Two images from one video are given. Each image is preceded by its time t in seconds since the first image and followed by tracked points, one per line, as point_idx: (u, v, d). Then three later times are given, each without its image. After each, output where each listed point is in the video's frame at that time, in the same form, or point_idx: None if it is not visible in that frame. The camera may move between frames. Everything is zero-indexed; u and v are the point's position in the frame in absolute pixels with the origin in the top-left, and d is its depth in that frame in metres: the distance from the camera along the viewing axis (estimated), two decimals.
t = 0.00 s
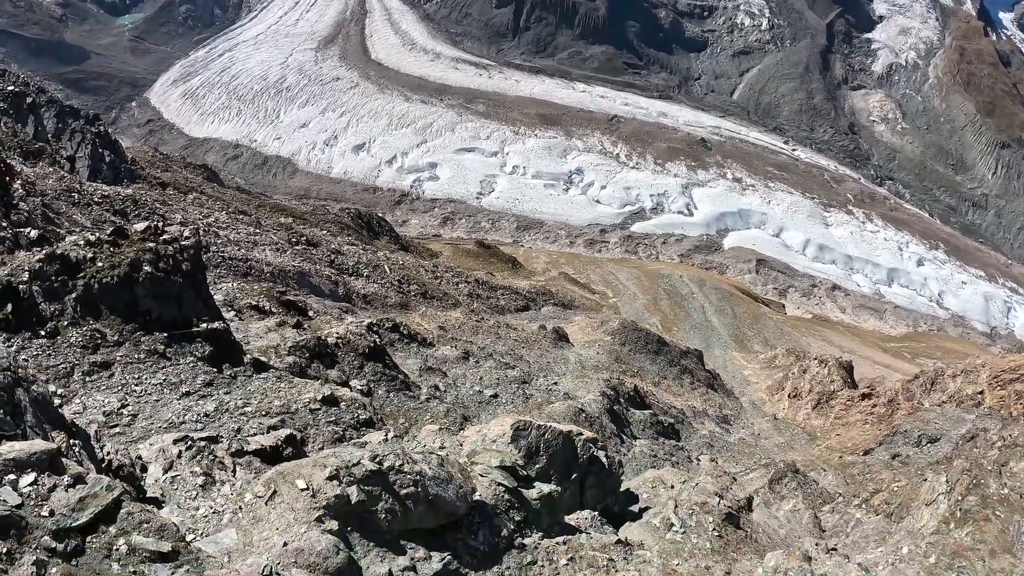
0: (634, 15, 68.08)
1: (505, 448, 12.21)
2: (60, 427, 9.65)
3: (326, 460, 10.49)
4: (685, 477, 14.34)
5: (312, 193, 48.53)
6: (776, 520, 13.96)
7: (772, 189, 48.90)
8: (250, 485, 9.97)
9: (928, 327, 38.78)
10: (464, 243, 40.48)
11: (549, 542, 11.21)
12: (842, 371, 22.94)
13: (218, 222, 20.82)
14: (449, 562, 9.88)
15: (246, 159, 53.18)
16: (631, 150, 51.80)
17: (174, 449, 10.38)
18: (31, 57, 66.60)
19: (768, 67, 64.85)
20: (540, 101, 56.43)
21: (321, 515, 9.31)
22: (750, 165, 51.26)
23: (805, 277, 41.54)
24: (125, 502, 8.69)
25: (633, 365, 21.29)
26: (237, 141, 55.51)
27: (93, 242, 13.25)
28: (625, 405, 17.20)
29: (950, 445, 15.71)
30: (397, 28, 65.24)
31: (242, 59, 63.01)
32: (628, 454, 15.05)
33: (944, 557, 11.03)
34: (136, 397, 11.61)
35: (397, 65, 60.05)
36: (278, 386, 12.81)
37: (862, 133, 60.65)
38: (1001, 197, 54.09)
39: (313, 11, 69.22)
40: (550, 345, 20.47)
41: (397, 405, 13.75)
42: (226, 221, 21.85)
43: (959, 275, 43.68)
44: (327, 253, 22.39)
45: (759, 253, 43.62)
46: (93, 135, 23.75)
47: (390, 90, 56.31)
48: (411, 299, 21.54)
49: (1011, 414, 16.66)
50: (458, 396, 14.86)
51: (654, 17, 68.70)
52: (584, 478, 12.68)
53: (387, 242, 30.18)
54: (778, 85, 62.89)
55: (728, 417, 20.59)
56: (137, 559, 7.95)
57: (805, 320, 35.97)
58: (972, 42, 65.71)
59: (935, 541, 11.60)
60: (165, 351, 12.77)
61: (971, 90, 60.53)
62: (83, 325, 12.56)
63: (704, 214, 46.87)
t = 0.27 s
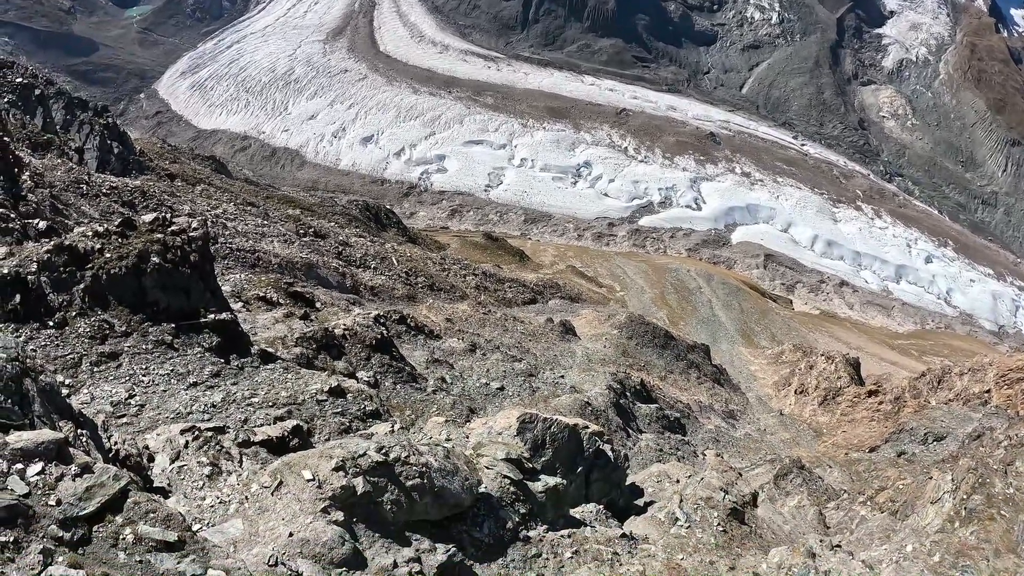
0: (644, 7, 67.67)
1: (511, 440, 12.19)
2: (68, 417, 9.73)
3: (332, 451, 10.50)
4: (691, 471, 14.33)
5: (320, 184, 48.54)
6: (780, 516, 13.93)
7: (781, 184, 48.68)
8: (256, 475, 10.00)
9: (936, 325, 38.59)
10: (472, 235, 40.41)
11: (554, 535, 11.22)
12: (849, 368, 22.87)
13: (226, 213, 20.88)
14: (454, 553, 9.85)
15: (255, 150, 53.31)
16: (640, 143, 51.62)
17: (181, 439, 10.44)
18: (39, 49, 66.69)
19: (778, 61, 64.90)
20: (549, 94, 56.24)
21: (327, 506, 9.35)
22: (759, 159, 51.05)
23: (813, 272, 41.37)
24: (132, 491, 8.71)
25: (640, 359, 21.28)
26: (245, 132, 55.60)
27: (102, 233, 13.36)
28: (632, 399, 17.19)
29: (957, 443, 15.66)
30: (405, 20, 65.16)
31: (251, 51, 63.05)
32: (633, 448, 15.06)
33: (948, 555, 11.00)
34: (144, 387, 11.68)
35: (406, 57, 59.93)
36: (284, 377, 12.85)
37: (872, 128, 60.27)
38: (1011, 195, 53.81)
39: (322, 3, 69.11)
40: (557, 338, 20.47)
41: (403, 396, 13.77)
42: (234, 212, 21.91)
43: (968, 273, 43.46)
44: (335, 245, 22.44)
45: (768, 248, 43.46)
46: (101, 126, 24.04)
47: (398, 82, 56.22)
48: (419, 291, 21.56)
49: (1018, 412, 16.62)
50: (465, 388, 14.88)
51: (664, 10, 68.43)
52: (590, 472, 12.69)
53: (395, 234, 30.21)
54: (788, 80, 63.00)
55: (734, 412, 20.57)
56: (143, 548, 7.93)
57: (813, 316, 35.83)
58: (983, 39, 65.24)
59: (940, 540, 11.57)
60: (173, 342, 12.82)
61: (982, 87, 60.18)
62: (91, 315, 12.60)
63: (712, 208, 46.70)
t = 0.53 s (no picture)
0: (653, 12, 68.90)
1: (519, 443, 12.24)
2: (77, 415, 9.80)
3: (339, 452, 10.52)
4: (697, 476, 14.29)
5: (329, 185, 48.67)
6: (787, 521, 13.88)
7: (790, 189, 48.56)
8: (263, 475, 10.00)
9: (945, 330, 38.36)
10: (481, 237, 40.38)
11: (560, 538, 11.18)
12: (857, 373, 22.77)
13: (235, 214, 20.98)
14: (460, 555, 9.86)
15: (264, 151, 53.56)
16: (649, 146, 51.58)
17: (188, 439, 10.47)
18: (49, 50, 66.86)
19: (786, 65, 64.95)
20: (558, 96, 56.23)
21: (333, 507, 9.35)
22: (767, 163, 50.95)
23: (822, 277, 41.22)
24: (139, 489, 8.78)
25: (648, 363, 21.24)
26: (254, 134, 55.85)
27: (111, 233, 13.38)
28: (639, 403, 17.15)
29: (965, 450, 15.58)
30: (415, 23, 65.40)
31: (260, 52, 63.32)
32: (640, 452, 15.03)
33: (955, 562, 11.09)
34: (152, 386, 11.72)
35: (416, 59, 60.05)
36: (292, 378, 12.86)
37: (881, 133, 60.04)
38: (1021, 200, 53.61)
39: (332, 5, 69.32)
40: (565, 341, 20.44)
41: (410, 398, 13.78)
42: (243, 213, 21.99)
43: (977, 278, 43.23)
44: (343, 246, 22.48)
45: (776, 252, 43.31)
46: (112, 127, 24.10)
47: (407, 84, 56.33)
48: (427, 293, 21.58)
49: None
50: (472, 391, 14.88)
51: (673, 13, 69.62)
52: (596, 475, 12.67)
53: (403, 236, 30.27)
54: (797, 83, 62.94)
55: (742, 417, 20.51)
56: (149, 546, 7.97)
57: (821, 320, 35.70)
58: (993, 43, 64.95)
59: (947, 547, 11.56)
60: (181, 341, 12.86)
61: (991, 91, 60.07)
62: (100, 314, 12.67)
63: (721, 212, 46.68)
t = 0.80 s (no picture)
0: (663, 19, 68.49)
1: (526, 449, 12.17)
2: (85, 414, 9.86)
3: (346, 456, 10.53)
4: (705, 484, 14.23)
5: (340, 190, 48.92)
6: (794, 531, 13.80)
7: (801, 197, 48.40)
8: (270, 477, 10.03)
9: (954, 340, 38.11)
10: (491, 243, 40.43)
11: (565, 545, 11.13)
12: (866, 383, 22.65)
13: (246, 217, 21.08)
14: (465, 561, 9.86)
15: (275, 155, 53.94)
16: (659, 154, 51.55)
17: (196, 440, 10.50)
18: (63, 51, 67.44)
19: (797, 73, 64.74)
20: (568, 103, 56.30)
21: (340, 510, 9.37)
22: (778, 171, 50.83)
23: (831, 286, 41.08)
24: (146, 489, 8.82)
25: (656, 371, 21.20)
26: (266, 137, 56.25)
27: (122, 234, 13.40)
28: (647, 410, 17.10)
29: (974, 461, 15.45)
30: (426, 28, 65.58)
31: (273, 56, 63.66)
32: (647, 459, 14.98)
33: None
34: (160, 387, 11.79)
35: (428, 65, 60.23)
36: (300, 381, 12.89)
37: (892, 141, 59.79)
38: None
39: (344, 10, 69.64)
40: (574, 348, 20.41)
41: (418, 403, 13.79)
42: (254, 216, 22.09)
43: (987, 288, 43.00)
44: (353, 250, 22.54)
45: (786, 261, 43.21)
46: (124, 128, 24.20)
47: (418, 90, 56.56)
48: (436, 299, 21.61)
49: None
50: (480, 396, 14.88)
51: (684, 20, 69.50)
52: (603, 482, 12.61)
53: (413, 241, 30.35)
54: (808, 91, 62.80)
55: (750, 426, 20.43)
56: (156, 545, 8.02)
57: (830, 330, 35.56)
58: (1006, 51, 64.61)
59: (954, 559, 11.56)
60: (190, 343, 12.91)
61: (1003, 100, 59.62)
62: (110, 315, 12.75)
63: (730, 220, 46.62)
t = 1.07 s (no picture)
0: (678, 32, 68.37)
1: (534, 461, 12.16)
2: (96, 414, 9.94)
3: (355, 463, 10.52)
4: (713, 499, 14.14)
5: (353, 199, 49.26)
6: (803, 549, 13.67)
7: (814, 213, 48.16)
8: (278, 483, 10.04)
9: (967, 358, 37.77)
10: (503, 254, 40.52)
11: (572, 558, 11.07)
12: (877, 400, 22.44)
13: (259, 224, 21.20)
14: (470, 572, 9.83)
15: (291, 161, 54.51)
16: (672, 167, 51.46)
17: (205, 444, 10.54)
18: (83, 55, 68.64)
19: (811, 88, 64.62)
20: (582, 115, 56.23)
21: (347, 517, 9.37)
22: (791, 187, 50.61)
23: (843, 302, 40.83)
24: (154, 491, 8.88)
25: (666, 385, 21.10)
26: (281, 145, 56.67)
27: (136, 237, 13.52)
28: (656, 424, 17.02)
29: (985, 480, 15.29)
30: (442, 39, 65.47)
31: (289, 64, 63.81)
32: (656, 474, 14.90)
33: None
34: (170, 390, 11.83)
35: (443, 76, 59.98)
36: (310, 388, 12.90)
37: (905, 157, 59.53)
38: None
39: (360, 19, 70.12)
40: (584, 361, 20.36)
41: (427, 412, 13.79)
42: (267, 222, 22.21)
43: (1000, 306, 42.66)
44: (365, 259, 22.61)
45: (798, 276, 43.05)
46: (140, 133, 24.77)
47: (433, 100, 56.62)
48: (447, 309, 21.59)
49: None
50: (489, 407, 14.86)
51: (698, 35, 69.23)
52: (612, 496, 12.53)
53: (425, 251, 30.42)
54: (822, 106, 62.47)
55: (759, 442, 20.29)
56: (162, 548, 8.06)
57: (842, 346, 35.32)
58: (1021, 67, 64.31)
59: None
60: (201, 347, 12.96)
61: (1018, 115, 59.23)
62: (122, 317, 12.83)
63: (743, 235, 46.46)
